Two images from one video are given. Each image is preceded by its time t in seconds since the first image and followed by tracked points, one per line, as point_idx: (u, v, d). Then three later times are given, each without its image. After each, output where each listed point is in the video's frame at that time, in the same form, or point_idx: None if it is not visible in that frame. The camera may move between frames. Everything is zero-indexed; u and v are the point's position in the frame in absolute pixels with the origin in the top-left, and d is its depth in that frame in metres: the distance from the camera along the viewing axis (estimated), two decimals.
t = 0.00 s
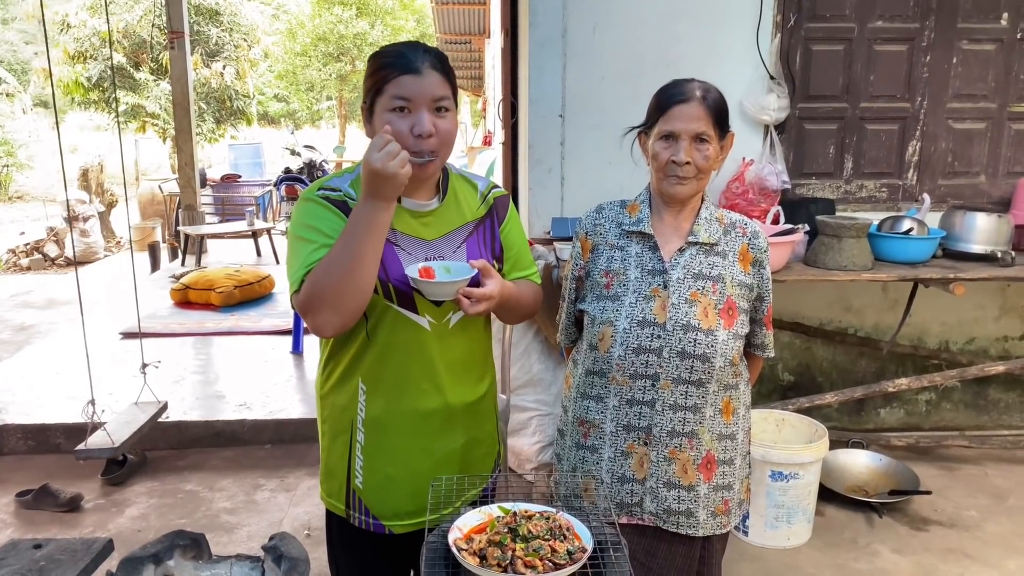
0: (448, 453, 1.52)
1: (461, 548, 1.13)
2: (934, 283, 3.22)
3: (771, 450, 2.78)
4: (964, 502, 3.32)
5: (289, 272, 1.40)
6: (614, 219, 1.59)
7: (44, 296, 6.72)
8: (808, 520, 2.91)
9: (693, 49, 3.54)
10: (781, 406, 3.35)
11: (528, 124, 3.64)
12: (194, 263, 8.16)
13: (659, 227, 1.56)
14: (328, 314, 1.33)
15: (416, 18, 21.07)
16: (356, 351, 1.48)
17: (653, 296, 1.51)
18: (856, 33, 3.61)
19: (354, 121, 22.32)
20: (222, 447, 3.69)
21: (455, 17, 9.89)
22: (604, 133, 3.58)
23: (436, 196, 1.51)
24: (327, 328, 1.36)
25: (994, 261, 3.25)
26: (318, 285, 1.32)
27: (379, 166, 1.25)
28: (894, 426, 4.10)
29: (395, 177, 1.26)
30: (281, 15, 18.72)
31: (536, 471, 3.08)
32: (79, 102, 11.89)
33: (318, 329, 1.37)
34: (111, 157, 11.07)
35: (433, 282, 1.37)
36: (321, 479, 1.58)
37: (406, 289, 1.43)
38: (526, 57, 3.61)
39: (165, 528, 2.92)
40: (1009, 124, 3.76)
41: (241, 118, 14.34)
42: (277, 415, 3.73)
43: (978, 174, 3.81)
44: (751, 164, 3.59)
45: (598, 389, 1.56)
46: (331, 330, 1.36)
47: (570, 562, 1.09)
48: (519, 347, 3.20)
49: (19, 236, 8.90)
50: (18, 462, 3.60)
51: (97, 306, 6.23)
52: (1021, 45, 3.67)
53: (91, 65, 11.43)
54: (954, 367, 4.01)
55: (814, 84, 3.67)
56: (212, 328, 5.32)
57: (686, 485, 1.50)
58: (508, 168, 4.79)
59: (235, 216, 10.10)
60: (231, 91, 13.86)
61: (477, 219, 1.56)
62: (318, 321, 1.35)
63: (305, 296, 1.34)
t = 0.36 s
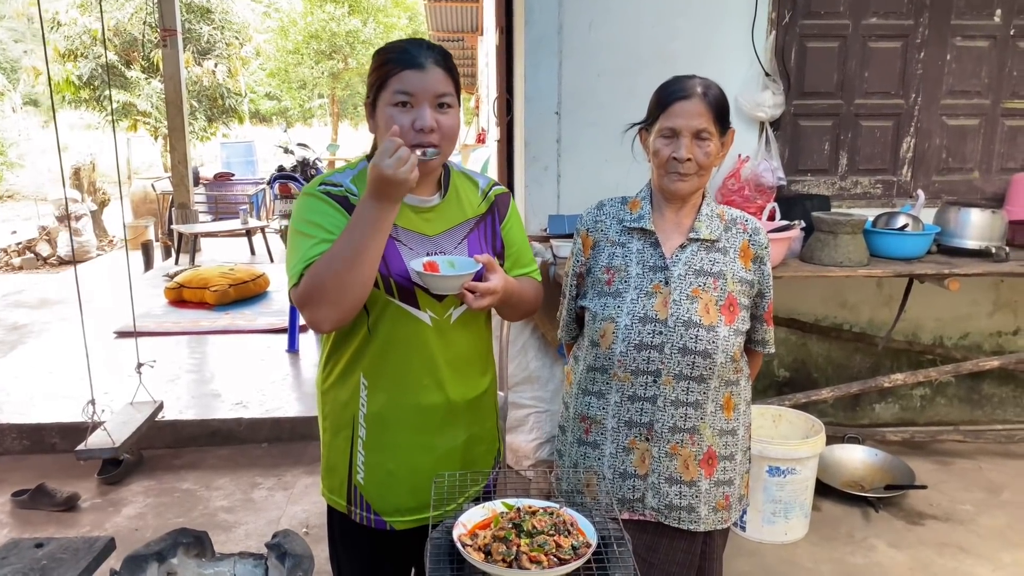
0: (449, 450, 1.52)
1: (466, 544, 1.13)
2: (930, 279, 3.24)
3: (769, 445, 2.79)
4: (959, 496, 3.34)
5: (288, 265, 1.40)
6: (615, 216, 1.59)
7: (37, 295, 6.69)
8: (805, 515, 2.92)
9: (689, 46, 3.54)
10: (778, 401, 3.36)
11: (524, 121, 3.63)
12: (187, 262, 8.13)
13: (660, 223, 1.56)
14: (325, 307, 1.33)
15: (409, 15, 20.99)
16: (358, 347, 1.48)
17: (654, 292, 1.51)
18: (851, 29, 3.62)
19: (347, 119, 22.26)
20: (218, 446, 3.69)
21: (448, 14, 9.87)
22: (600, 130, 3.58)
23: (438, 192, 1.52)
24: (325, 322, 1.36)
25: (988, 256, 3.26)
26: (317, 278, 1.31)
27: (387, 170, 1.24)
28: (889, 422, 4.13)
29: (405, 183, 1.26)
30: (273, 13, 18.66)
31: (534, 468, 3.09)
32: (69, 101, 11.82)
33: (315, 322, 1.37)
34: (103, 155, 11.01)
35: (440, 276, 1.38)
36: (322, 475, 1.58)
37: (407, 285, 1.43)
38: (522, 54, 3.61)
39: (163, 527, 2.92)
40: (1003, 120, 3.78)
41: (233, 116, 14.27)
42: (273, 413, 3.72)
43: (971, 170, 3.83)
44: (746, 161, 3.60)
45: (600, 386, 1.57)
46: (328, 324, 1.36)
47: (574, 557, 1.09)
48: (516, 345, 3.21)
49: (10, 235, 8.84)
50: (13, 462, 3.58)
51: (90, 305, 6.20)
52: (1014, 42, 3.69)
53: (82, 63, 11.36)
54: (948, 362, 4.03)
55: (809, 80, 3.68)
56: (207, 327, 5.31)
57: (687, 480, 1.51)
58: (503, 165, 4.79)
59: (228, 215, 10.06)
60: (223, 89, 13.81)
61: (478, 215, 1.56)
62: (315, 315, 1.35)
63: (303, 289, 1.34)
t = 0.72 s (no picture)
0: (449, 451, 1.53)
1: (470, 545, 1.14)
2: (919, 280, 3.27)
3: (761, 445, 2.81)
4: (948, 494, 3.38)
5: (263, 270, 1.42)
6: (613, 218, 1.60)
7: (24, 297, 6.64)
8: (797, 514, 2.94)
9: (681, 49, 3.56)
10: (769, 401, 3.39)
11: (517, 123, 3.64)
12: (176, 263, 8.09)
13: (659, 225, 1.57)
14: (278, 330, 1.39)
15: (397, 16, 20.93)
16: (358, 350, 1.48)
17: (653, 295, 1.52)
18: (840, 32, 3.65)
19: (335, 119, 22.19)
20: (210, 448, 3.67)
21: (436, 15, 9.88)
22: (593, 132, 3.60)
23: (436, 193, 1.52)
24: (269, 336, 1.42)
25: (975, 257, 3.30)
26: (287, 305, 1.36)
27: (387, 265, 1.30)
28: (878, 421, 4.17)
29: (395, 279, 1.32)
30: (260, 13, 18.59)
31: (527, 469, 3.11)
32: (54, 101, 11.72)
33: (263, 330, 1.42)
34: (89, 156, 10.92)
35: (457, 290, 1.40)
36: (322, 478, 1.58)
37: (408, 290, 1.44)
38: (515, 56, 3.62)
39: (156, 529, 2.90)
40: (989, 122, 3.83)
41: (220, 116, 14.20)
42: (266, 415, 3.71)
43: (959, 171, 3.88)
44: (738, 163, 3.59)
45: (599, 387, 1.58)
46: (271, 340, 1.42)
47: (578, 557, 1.10)
48: (510, 346, 3.21)
49: None
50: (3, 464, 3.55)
51: (78, 307, 6.15)
52: (1000, 46, 3.73)
53: (67, 63, 11.28)
54: (937, 362, 4.08)
55: (799, 82, 3.71)
56: (197, 329, 5.28)
57: (685, 481, 1.52)
58: (495, 166, 4.79)
59: (216, 215, 10.00)
60: (210, 90, 13.74)
61: (477, 217, 1.57)
62: (266, 327, 1.40)
63: (267, 305, 1.38)
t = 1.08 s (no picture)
0: (446, 457, 1.54)
1: (472, 550, 1.14)
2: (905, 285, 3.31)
3: (751, 448, 2.84)
4: (934, 496, 3.42)
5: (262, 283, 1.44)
6: (610, 225, 1.61)
7: (8, 301, 6.57)
8: (787, 517, 2.97)
9: (671, 55, 3.59)
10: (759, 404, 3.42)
11: (508, 128, 3.66)
12: (163, 267, 8.04)
13: (655, 232, 1.59)
14: (271, 345, 1.43)
15: (384, 19, 20.89)
16: (354, 357, 1.49)
17: (650, 301, 1.54)
18: (827, 40, 3.70)
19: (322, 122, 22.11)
20: (200, 453, 3.65)
21: (424, 19, 9.89)
22: (583, 138, 3.62)
23: (432, 199, 1.53)
24: (262, 348, 1.45)
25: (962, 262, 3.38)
26: (284, 323, 1.40)
27: (383, 305, 1.35)
28: (865, 424, 4.21)
29: (388, 318, 1.37)
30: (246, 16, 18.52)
31: (519, 473, 3.12)
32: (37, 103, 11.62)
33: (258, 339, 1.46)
34: (73, 158, 10.84)
35: (455, 308, 1.41)
36: (317, 484, 1.58)
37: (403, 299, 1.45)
38: (506, 62, 3.64)
39: (147, 535, 2.88)
40: (974, 129, 3.88)
41: (205, 119, 14.13)
42: (256, 420, 3.70)
43: (944, 177, 3.93)
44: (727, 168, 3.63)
45: (596, 394, 1.59)
46: (264, 352, 1.45)
47: (579, 562, 1.11)
48: (502, 351, 3.24)
49: None
50: None
51: (64, 311, 6.10)
52: (984, 54, 3.79)
53: (50, 65, 11.20)
54: (922, 365, 4.13)
55: (787, 89, 3.75)
56: (184, 333, 5.24)
57: (682, 486, 1.54)
58: (485, 170, 4.80)
59: (203, 219, 9.94)
60: (196, 92, 13.67)
61: (473, 223, 1.57)
62: (261, 338, 1.44)
63: (265, 318, 1.42)
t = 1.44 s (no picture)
0: (437, 460, 1.53)
1: (467, 551, 1.13)
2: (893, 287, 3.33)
3: (741, 450, 2.85)
4: (921, 497, 3.44)
5: (251, 286, 1.42)
6: (601, 228, 1.61)
7: None
8: (776, 518, 2.98)
9: (661, 58, 3.60)
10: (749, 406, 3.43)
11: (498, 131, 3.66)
12: (148, 268, 7.97)
13: (646, 234, 1.58)
14: (261, 347, 1.42)
15: (371, 20, 20.81)
16: (345, 359, 1.48)
17: (641, 304, 1.54)
18: (815, 44, 3.73)
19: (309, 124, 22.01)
20: (188, 456, 3.61)
21: (412, 21, 9.87)
22: (574, 140, 3.62)
23: (422, 202, 1.52)
24: (252, 350, 1.44)
25: (947, 265, 3.40)
26: (274, 326, 1.39)
27: (373, 310, 1.34)
28: (852, 425, 4.23)
29: (378, 322, 1.36)
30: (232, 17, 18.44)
31: (508, 475, 3.12)
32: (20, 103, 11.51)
33: (248, 341, 1.45)
34: (57, 159, 10.73)
35: (446, 313, 1.41)
36: (308, 487, 1.57)
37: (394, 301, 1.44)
38: (496, 64, 3.64)
39: (134, 539, 2.85)
40: (959, 133, 3.92)
41: (191, 120, 14.04)
42: (244, 423, 3.67)
43: (930, 181, 3.97)
44: (716, 172, 3.65)
45: (588, 396, 1.58)
46: (254, 354, 1.44)
47: (574, 563, 1.11)
48: (492, 352, 3.23)
49: None
50: None
51: (49, 313, 6.03)
52: (969, 58, 3.83)
53: (34, 65, 11.10)
54: (909, 367, 4.16)
55: (775, 92, 3.78)
56: (171, 335, 5.20)
57: (674, 488, 1.54)
58: (474, 173, 4.80)
59: (189, 220, 9.87)
60: (182, 93, 13.58)
61: (463, 224, 1.57)
62: (250, 340, 1.43)
63: (255, 320, 1.41)
